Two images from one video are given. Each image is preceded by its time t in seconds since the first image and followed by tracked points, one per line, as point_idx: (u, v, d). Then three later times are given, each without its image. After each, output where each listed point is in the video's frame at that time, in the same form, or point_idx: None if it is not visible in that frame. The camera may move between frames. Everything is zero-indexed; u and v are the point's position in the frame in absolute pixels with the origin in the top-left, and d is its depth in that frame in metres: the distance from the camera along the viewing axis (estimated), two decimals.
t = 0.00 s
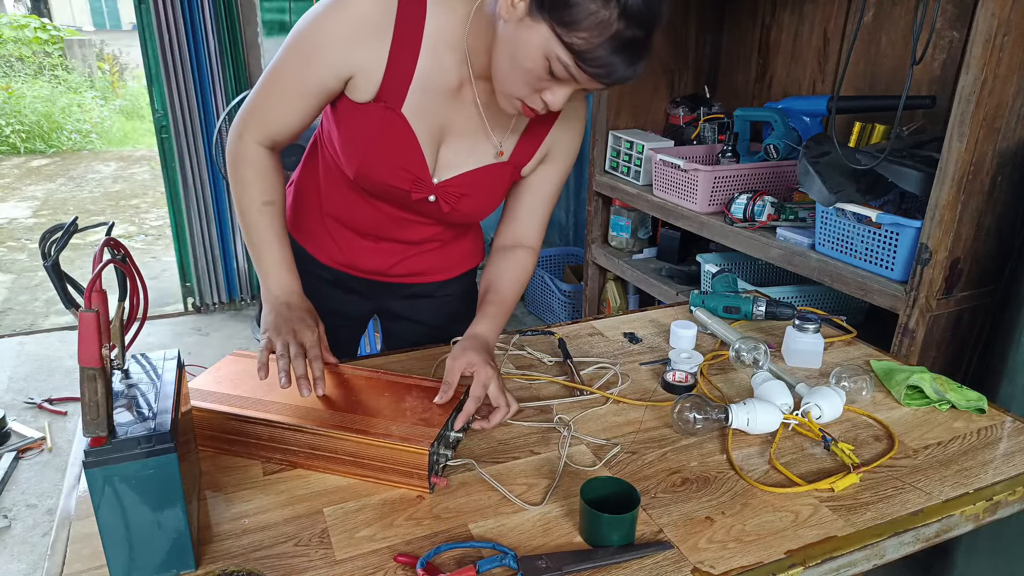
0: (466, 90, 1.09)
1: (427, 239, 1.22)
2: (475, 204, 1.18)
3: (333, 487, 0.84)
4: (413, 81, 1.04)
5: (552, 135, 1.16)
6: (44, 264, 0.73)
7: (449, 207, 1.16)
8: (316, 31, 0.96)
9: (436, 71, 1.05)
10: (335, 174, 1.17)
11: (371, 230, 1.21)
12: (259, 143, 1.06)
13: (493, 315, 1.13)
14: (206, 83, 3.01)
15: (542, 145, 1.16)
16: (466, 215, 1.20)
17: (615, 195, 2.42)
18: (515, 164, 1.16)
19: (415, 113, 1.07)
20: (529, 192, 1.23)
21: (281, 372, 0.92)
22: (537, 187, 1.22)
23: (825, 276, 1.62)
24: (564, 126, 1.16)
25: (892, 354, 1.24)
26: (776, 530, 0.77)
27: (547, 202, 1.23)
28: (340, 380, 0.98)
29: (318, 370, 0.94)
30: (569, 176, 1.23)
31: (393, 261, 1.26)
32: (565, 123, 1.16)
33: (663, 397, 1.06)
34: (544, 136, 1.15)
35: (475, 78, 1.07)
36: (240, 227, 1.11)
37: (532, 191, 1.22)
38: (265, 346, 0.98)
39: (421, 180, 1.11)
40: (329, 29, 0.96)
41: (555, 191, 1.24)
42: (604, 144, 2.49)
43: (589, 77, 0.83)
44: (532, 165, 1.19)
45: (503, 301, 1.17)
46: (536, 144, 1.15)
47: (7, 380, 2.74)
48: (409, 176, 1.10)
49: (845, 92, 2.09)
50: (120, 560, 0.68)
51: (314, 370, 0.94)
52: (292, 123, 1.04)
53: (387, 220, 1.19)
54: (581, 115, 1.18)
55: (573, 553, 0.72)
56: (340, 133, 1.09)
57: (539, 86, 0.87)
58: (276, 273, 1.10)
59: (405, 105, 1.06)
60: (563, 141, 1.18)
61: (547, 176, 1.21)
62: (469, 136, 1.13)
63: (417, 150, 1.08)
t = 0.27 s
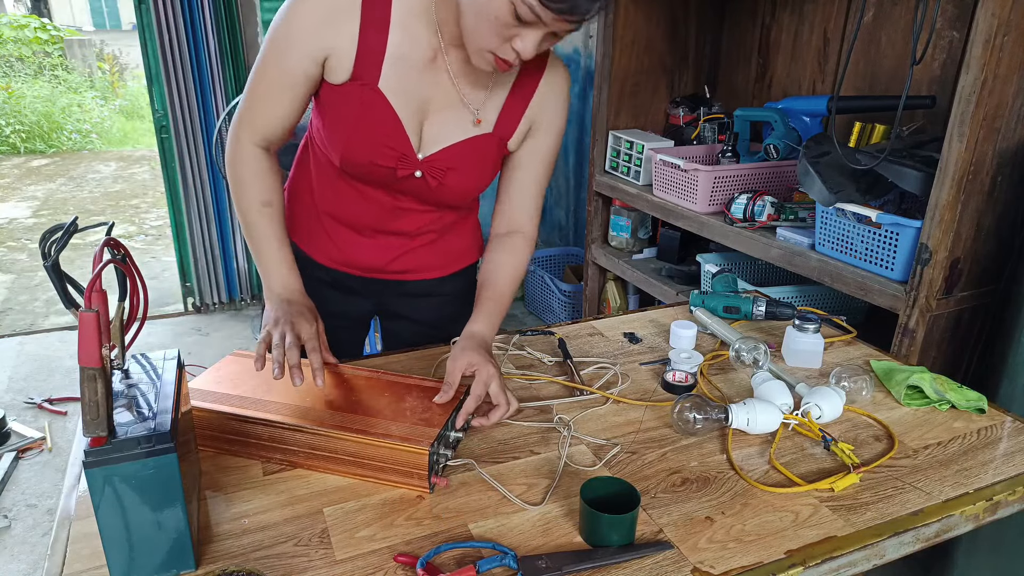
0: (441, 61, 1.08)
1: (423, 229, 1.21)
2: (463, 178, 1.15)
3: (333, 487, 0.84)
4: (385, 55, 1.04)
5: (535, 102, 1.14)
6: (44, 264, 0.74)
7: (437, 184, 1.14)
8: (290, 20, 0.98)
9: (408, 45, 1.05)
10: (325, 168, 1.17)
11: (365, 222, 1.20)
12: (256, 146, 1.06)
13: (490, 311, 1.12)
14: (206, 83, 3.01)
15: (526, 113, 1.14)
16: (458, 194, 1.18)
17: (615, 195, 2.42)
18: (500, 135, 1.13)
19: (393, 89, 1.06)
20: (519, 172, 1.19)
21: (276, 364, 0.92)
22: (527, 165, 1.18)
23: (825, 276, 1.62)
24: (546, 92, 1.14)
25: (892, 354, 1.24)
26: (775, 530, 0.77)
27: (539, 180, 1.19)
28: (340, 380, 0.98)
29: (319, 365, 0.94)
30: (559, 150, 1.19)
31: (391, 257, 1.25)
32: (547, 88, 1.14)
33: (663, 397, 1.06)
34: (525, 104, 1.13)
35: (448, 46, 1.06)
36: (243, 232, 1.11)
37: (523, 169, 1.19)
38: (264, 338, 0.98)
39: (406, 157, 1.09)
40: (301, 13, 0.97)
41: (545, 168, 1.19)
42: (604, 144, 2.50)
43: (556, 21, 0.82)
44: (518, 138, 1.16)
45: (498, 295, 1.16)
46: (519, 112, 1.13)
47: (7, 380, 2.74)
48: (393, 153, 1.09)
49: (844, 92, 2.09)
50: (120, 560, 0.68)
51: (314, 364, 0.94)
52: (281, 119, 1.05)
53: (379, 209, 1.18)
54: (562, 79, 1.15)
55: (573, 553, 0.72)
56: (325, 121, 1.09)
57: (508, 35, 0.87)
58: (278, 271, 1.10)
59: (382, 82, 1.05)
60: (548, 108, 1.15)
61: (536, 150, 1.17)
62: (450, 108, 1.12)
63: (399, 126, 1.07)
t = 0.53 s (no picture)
0: (414, 36, 1.08)
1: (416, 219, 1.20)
2: (448, 152, 1.14)
3: (333, 487, 0.84)
4: (358, 36, 1.04)
5: (511, 71, 1.14)
6: (44, 264, 0.73)
7: (423, 160, 1.12)
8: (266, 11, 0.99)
9: (379, 23, 1.06)
10: (313, 161, 1.17)
11: (355, 212, 1.19)
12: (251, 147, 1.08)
13: (489, 306, 1.11)
14: (206, 83, 3.01)
15: (503, 81, 1.13)
16: (445, 172, 1.17)
17: (615, 195, 2.42)
18: (481, 106, 1.13)
19: (370, 68, 1.05)
20: (504, 149, 1.18)
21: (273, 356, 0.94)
22: (511, 141, 1.17)
23: (825, 276, 1.62)
24: (520, 60, 1.14)
25: (892, 354, 1.24)
26: (775, 530, 0.77)
27: (525, 156, 1.19)
28: (341, 379, 0.98)
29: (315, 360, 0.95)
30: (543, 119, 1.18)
31: (386, 251, 1.25)
32: (520, 56, 1.14)
33: (663, 397, 1.06)
34: (501, 74, 1.13)
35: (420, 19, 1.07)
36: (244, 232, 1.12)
37: (507, 146, 1.18)
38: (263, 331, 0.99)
39: (389, 134, 1.08)
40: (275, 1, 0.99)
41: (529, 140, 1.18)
42: (604, 143, 2.50)
43: None
44: (497, 112, 1.15)
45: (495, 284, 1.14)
46: (496, 81, 1.12)
47: (7, 380, 2.74)
48: (376, 130, 1.07)
49: (844, 93, 2.09)
50: (120, 560, 0.68)
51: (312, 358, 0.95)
52: (271, 113, 1.05)
53: (369, 196, 1.17)
54: (535, 47, 1.16)
55: (573, 553, 0.72)
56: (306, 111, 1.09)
57: None
58: (281, 268, 1.09)
59: (358, 61, 1.05)
60: (524, 76, 1.15)
61: (518, 123, 1.17)
62: (428, 83, 1.11)
63: (380, 104, 1.06)
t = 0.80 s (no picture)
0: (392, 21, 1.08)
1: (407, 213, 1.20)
2: (432, 134, 1.13)
3: (333, 487, 0.84)
4: (336, 22, 1.05)
5: (491, 50, 1.13)
6: (45, 264, 0.73)
7: (406, 143, 1.12)
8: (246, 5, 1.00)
9: (355, 10, 1.06)
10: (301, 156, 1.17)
11: (344, 205, 1.19)
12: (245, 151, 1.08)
13: (487, 303, 1.11)
14: (206, 83, 3.01)
15: (484, 61, 1.13)
16: (430, 156, 1.16)
17: (615, 195, 2.42)
18: (462, 87, 1.12)
19: (349, 53, 1.06)
20: (490, 133, 1.18)
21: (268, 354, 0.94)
22: (497, 126, 1.17)
23: (825, 276, 1.62)
24: (500, 40, 1.13)
25: (892, 354, 1.24)
26: (775, 530, 0.77)
27: (512, 137, 1.18)
28: (341, 380, 0.98)
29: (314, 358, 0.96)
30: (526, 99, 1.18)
31: (377, 245, 1.24)
32: (500, 37, 1.14)
33: (663, 397, 1.06)
34: (480, 54, 1.12)
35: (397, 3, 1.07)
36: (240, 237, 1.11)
37: (493, 129, 1.18)
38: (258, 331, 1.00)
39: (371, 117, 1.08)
40: None
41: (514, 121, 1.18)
42: (603, 143, 2.50)
43: None
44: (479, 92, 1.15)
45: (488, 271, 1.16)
46: (476, 61, 1.12)
47: (7, 380, 2.74)
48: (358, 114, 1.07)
49: (844, 93, 2.09)
50: (120, 560, 0.68)
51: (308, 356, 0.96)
52: (259, 112, 1.06)
53: (356, 185, 1.17)
54: (514, 26, 1.15)
55: (573, 553, 0.72)
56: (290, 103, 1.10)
57: None
58: (276, 272, 1.09)
59: (337, 47, 1.05)
60: (505, 55, 1.14)
61: (502, 103, 1.16)
62: (408, 66, 1.10)
63: (361, 87, 1.06)
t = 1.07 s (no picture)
0: (380, 14, 1.08)
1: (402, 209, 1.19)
2: (422, 125, 1.13)
3: (333, 487, 0.84)
4: (324, 15, 1.05)
5: (480, 41, 1.13)
6: (44, 264, 0.73)
7: (396, 134, 1.12)
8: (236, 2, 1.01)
9: (343, 3, 1.06)
10: (294, 151, 1.18)
11: (337, 199, 1.18)
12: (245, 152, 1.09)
13: (488, 303, 1.11)
14: (206, 83, 3.01)
15: (474, 51, 1.13)
16: (420, 148, 1.15)
17: (615, 195, 2.42)
18: (452, 77, 1.12)
19: (337, 45, 1.06)
20: (482, 125, 1.18)
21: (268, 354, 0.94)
22: (490, 117, 1.17)
23: (825, 276, 1.62)
24: (488, 31, 1.13)
25: (892, 354, 1.24)
26: (775, 530, 0.77)
27: (504, 129, 1.18)
28: (341, 380, 0.98)
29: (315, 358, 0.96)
30: (518, 90, 1.17)
31: (371, 241, 1.23)
32: (489, 27, 1.14)
33: (663, 397, 1.06)
34: (469, 45, 1.12)
35: None
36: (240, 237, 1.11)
37: (486, 122, 1.18)
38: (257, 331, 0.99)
39: (360, 108, 1.07)
40: None
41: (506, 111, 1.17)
42: (603, 143, 2.50)
43: None
44: (470, 84, 1.15)
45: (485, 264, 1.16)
46: (465, 50, 1.12)
47: (7, 380, 2.74)
48: (347, 105, 1.07)
49: (844, 92, 2.09)
50: (120, 560, 0.68)
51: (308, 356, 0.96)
52: (254, 110, 1.07)
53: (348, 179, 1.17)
54: (503, 17, 1.15)
55: (573, 553, 0.72)
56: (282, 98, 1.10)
57: None
58: (276, 271, 1.09)
59: (325, 39, 1.05)
60: (495, 46, 1.14)
61: (493, 94, 1.16)
62: (396, 58, 1.10)
63: (350, 78, 1.06)
